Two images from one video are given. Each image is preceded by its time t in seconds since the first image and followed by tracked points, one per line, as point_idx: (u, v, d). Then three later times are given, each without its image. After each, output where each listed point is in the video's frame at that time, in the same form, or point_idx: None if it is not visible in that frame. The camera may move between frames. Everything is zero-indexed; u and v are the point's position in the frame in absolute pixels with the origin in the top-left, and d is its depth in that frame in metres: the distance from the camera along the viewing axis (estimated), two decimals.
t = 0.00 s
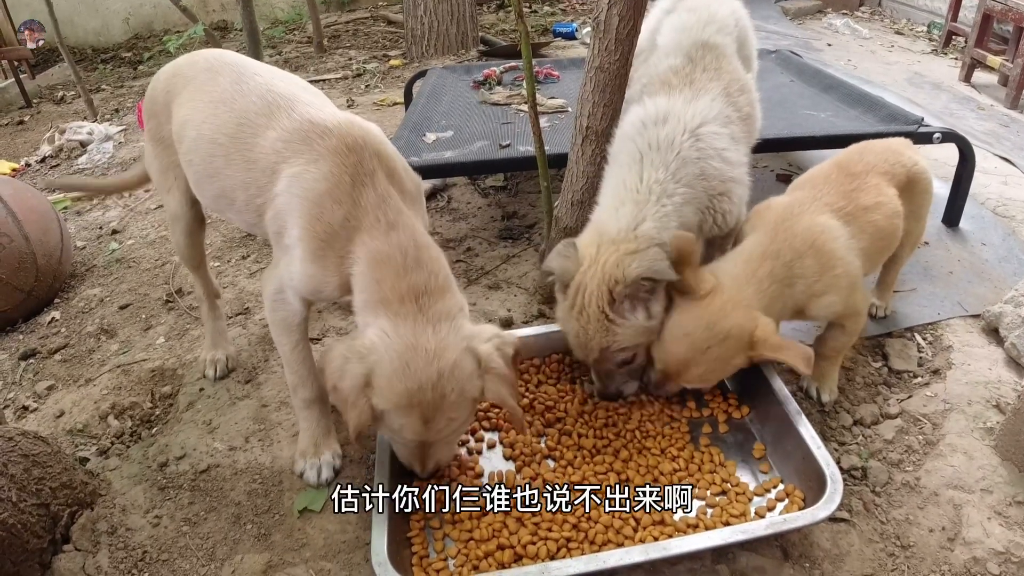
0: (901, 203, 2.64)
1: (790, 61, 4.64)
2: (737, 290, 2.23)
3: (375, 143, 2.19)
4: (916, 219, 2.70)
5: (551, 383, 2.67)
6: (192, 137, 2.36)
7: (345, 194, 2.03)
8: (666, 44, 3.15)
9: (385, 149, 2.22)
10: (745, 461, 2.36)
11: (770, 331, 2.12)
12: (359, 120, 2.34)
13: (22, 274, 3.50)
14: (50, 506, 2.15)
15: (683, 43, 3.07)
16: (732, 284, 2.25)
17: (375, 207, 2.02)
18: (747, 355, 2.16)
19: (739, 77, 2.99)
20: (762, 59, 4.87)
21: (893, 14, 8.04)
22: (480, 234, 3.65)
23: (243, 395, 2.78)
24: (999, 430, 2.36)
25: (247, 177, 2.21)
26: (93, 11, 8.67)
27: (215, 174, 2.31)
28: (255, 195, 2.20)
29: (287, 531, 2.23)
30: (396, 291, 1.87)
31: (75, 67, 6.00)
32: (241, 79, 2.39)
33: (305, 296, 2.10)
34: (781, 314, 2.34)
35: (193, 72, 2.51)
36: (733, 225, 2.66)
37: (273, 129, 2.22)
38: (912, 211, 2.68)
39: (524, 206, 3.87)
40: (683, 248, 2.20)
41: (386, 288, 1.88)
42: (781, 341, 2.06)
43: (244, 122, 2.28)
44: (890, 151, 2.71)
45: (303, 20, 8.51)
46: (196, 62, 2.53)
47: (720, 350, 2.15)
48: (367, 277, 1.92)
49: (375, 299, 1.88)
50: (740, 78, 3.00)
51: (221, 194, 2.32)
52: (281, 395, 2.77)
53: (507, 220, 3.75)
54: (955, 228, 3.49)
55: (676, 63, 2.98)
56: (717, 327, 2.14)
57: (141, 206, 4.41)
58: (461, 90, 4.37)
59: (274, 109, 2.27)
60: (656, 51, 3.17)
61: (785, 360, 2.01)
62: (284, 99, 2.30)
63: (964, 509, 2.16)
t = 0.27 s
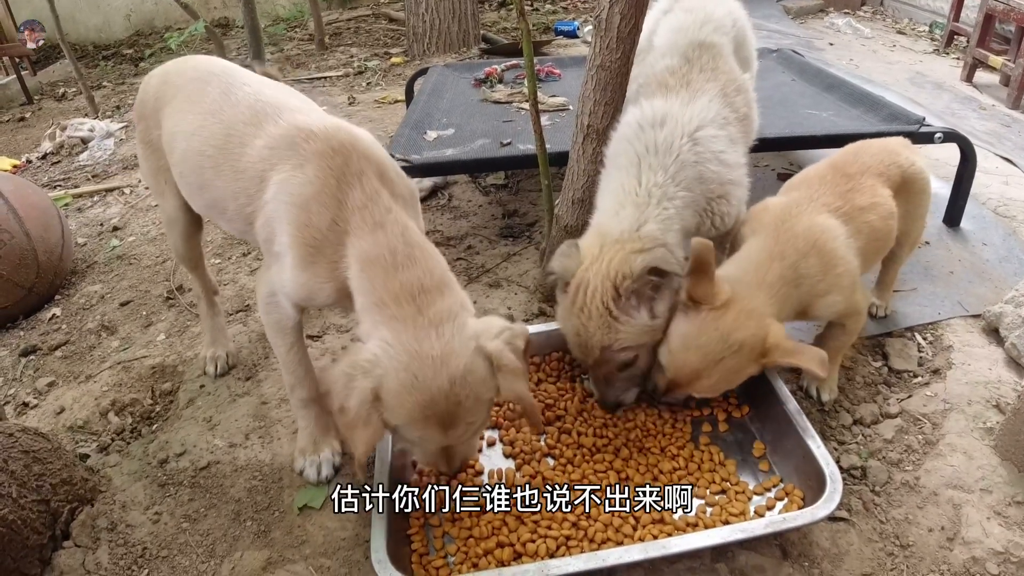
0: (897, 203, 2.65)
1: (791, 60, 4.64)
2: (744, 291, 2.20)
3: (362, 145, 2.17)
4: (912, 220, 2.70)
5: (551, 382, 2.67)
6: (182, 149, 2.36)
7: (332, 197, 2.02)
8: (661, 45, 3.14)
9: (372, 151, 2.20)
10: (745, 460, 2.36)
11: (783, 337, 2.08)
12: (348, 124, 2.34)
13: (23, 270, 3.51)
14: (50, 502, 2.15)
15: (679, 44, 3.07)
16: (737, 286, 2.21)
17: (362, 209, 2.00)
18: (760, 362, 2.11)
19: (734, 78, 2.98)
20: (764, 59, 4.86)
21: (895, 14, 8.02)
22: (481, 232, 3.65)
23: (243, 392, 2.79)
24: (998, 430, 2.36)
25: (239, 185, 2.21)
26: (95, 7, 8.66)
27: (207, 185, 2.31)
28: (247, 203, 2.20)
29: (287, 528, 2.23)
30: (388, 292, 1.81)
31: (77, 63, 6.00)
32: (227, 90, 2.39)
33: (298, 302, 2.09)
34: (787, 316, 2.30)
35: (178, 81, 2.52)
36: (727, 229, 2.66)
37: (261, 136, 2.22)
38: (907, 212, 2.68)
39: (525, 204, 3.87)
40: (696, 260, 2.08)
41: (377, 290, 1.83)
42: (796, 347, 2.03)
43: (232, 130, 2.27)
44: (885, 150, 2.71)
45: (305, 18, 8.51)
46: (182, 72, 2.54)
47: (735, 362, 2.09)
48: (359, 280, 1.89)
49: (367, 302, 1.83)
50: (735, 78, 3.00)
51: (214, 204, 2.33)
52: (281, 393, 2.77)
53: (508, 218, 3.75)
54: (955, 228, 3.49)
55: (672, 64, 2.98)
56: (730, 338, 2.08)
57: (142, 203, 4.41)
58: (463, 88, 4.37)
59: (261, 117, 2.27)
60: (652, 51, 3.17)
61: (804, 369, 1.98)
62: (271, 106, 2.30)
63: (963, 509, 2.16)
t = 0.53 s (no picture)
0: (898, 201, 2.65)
1: (793, 60, 4.64)
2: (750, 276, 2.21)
3: (370, 167, 2.14)
4: (913, 218, 2.69)
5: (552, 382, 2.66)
6: (193, 162, 2.38)
7: (332, 219, 2.00)
8: (665, 49, 3.16)
9: (380, 172, 2.16)
10: (746, 460, 2.36)
11: (791, 314, 2.11)
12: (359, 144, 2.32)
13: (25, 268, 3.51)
14: (52, 500, 2.15)
15: (681, 47, 3.07)
16: (739, 274, 2.22)
17: (365, 234, 1.97)
18: (772, 342, 2.12)
19: (733, 84, 2.96)
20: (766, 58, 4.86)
21: (896, 13, 8.01)
22: (482, 231, 3.65)
23: (245, 391, 2.79)
24: (1000, 430, 2.36)
25: (243, 200, 2.21)
26: (96, 7, 8.67)
27: (217, 198, 2.32)
28: (251, 215, 2.20)
29: (288, 527, 2.24)
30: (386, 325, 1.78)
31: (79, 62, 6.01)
32: (242, 106, 2.41)
33: (291, 314, 2.12)
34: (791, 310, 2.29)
35: (192, 92, 2.53)
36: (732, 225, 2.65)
37: (268, 151, 2.22)
38: (908, 210, 2.68)
39: (526, 203, 3.87)
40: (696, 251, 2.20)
41: (375, 321, 1.80)
42: (807, 321, 2.06)
43: (242, 144, 2.28)
44: (887, 148, 2.70)
45: (306, 17, 8.51)
46: (196, 82, 2.55)
47: (741, 342, 2.10)
48: (357, 308, 1.86)
49: (365, 334, 1.81)
50: (735, 85, 2.98)
51: (225, 220, 2.35)
52: (282, 392, 2.77)
53: (509, 218, 3.75)
54: (957, 228, 3.49)
55: (671, 67, 2.97)
56: (733, 318, 2.10)
57: (144, 201, 4.42)
58: (464, 87, 4.37)
59: (271, 133, 2.28)
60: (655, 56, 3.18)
61: (816, 337, 2.00)
62: (284, 123, 2.31)
63: (964, 509, 2.16)
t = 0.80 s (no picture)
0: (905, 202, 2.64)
1: (795, 61, 4.64)
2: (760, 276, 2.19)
3: (368, 177, 2.10)
4: (918, 219, 2.70)
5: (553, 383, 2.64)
6: (201, 158, 2.39)
7: (325, 228, 1.98)
8: (670, 50, 3.14)
9: (378, 183, 2.12)
10: (748, 462, 2.36)
11: (806, 318, 2.07)
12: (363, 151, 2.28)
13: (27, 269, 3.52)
14: (53, 500, 2.15)
15: (686, 49, 3.06)
16: (750, 273, 2.21)
17: (358, 245, 1.94)
18: (785, 344, 2.09)
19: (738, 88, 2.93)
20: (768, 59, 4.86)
21: (899, 14, 8.01)
22: (484, 232, 3.65)
23: (247, 391, 2.79)
24: (1002, 431, 2.35)
25: (243, 202, 2.21)
26: (99, 8, 8.69)
27: (219, 197, 2.33)
28: (249, 218, 2.20)
29: (290, 527, 2.24)
30: (370, 339, 1.75)
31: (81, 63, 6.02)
32: (252, 103, 2.40)
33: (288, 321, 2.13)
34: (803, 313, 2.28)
35: (205, 88, 2.53)
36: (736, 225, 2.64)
37: (271, 153, 2.21)
38: (914, 211, 2.68)
39: (528, 204, 3.87)
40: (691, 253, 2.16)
41: (360, 334, 1.78)
42: (822, 329, 2.01)
43: (246, 146, 2.28)
44: (894, 150, 2.70)
45: (309, 18, 8.53)
46: (210, 78, 2.55)
47: (752, 339, 2.07)
48: (343, 320, 1.84)
49: (349, 346, 1.79)
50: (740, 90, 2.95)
51: (226, 217, 2.36)
52: (284, 393, 2.77)
53: (511, 219, 3.75)
54: (960, 229, 3.48)
55: (674, 70, 2.95)
56: (744, 315, 2.08)
57: (146, 202, 4.43)
58: (467, 88, 4.37)
59: (277, 134, 2.27)
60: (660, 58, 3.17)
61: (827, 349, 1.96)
62: (290, 125, 2.29)
63: (967, 511, 2.15)
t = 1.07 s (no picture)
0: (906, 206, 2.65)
1: (797, 66, 4.66)
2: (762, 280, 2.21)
3: (373, 176, 2.13)
4: (920, 224, 2.70)
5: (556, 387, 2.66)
6: (207, 161, 2.41)
7: (332, 227, 2.00)
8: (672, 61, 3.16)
9: (382, 181, 2.14)
10: (751, 466, 2.37)
11: (810, 328, 2.04)
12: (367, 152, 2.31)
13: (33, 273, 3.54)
14: (60, 503, 2.17)
15: (689, 58, 3.07)
16: (751, 279, 2.22)
17: (364, 242, 1.96)
18: (790, 353, 2.09)
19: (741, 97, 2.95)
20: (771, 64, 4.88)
21: (901, 19, 8.03)
22: (488, 237, 3.67)
23: (253, 395, 2.81)
24: (1004, 435, 2.36)
25: (251, 203, 2.23)
26: (104, 12, 8.73)
27: (226, 200, 2.35)
28: (258, 219, 2.22)
29: (295, 530, 2.25)
30: (377, 333, 1.77)
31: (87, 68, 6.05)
32: (257, 106, 2.42)
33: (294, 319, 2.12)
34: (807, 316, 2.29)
35: (211, 93, 2.56)
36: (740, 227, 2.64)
37: (277, 154, 2.23)
38: (916, 215, 2.69)
39: (532, 209, 3.89)
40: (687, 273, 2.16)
41: (367, 329, 1.79)
42: (825, 342, 1.99)
43: (252, 148, 2.29)
44: (894, 154, 2.72)
45: (313, 23, 8.57)
46: (216, 83, 2.58)
47: (755, 351, 2.09)
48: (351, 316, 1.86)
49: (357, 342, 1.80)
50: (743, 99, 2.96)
51: (233, 221, 2.37)
52: (289, 396, 2.79)
53: (515, 223, 3.77)
54: (962, 234, 3.49)
55: (677, 77, 2.97)
56: (745, 327, 2.09)
57: (152, 207, 4.45)
58: (470, 94, 4.40)
59: (282, 136, 2.29)
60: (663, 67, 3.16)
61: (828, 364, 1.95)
62: (295, 127, 2.31)
63: (969, 515, 2.16)
